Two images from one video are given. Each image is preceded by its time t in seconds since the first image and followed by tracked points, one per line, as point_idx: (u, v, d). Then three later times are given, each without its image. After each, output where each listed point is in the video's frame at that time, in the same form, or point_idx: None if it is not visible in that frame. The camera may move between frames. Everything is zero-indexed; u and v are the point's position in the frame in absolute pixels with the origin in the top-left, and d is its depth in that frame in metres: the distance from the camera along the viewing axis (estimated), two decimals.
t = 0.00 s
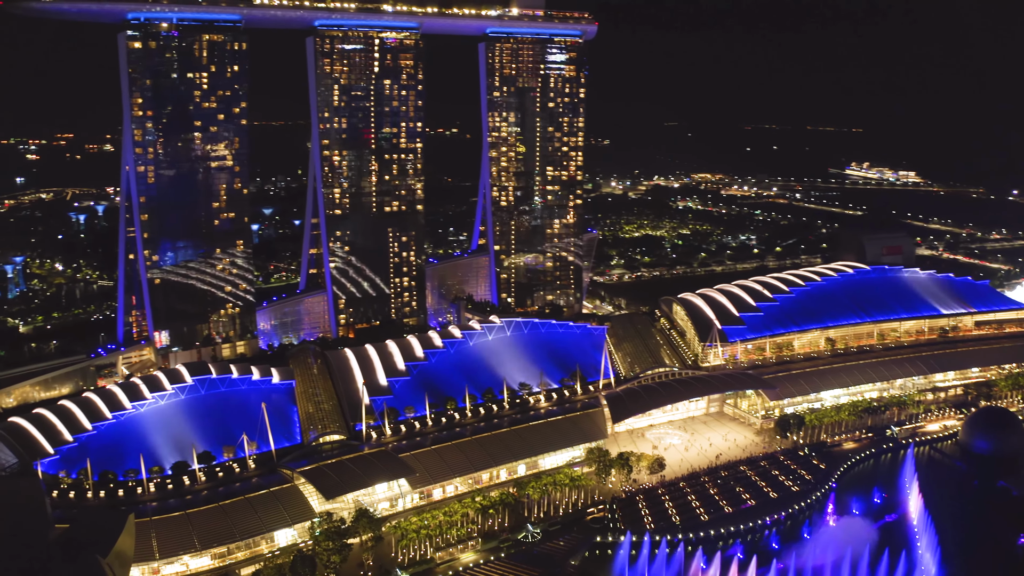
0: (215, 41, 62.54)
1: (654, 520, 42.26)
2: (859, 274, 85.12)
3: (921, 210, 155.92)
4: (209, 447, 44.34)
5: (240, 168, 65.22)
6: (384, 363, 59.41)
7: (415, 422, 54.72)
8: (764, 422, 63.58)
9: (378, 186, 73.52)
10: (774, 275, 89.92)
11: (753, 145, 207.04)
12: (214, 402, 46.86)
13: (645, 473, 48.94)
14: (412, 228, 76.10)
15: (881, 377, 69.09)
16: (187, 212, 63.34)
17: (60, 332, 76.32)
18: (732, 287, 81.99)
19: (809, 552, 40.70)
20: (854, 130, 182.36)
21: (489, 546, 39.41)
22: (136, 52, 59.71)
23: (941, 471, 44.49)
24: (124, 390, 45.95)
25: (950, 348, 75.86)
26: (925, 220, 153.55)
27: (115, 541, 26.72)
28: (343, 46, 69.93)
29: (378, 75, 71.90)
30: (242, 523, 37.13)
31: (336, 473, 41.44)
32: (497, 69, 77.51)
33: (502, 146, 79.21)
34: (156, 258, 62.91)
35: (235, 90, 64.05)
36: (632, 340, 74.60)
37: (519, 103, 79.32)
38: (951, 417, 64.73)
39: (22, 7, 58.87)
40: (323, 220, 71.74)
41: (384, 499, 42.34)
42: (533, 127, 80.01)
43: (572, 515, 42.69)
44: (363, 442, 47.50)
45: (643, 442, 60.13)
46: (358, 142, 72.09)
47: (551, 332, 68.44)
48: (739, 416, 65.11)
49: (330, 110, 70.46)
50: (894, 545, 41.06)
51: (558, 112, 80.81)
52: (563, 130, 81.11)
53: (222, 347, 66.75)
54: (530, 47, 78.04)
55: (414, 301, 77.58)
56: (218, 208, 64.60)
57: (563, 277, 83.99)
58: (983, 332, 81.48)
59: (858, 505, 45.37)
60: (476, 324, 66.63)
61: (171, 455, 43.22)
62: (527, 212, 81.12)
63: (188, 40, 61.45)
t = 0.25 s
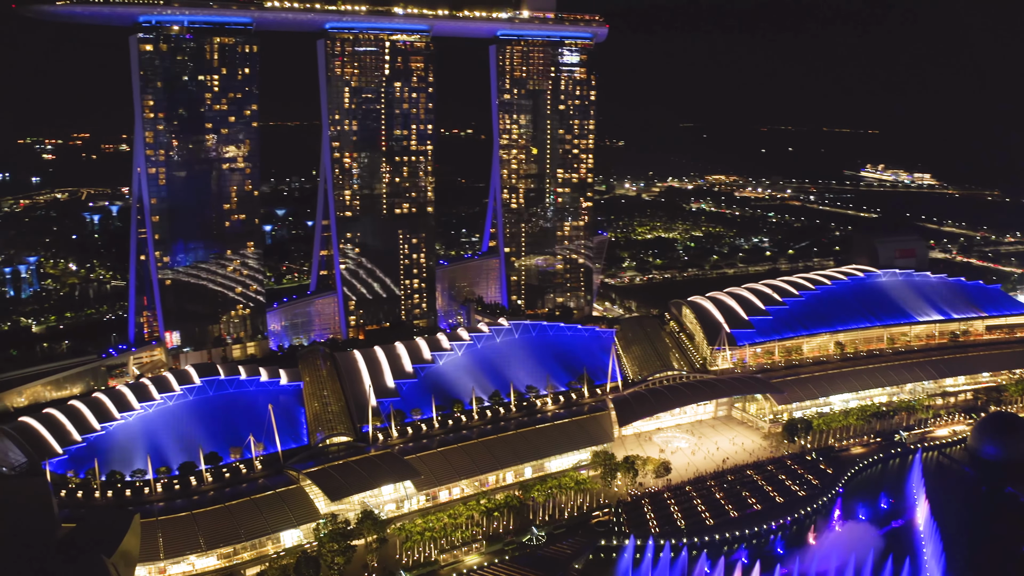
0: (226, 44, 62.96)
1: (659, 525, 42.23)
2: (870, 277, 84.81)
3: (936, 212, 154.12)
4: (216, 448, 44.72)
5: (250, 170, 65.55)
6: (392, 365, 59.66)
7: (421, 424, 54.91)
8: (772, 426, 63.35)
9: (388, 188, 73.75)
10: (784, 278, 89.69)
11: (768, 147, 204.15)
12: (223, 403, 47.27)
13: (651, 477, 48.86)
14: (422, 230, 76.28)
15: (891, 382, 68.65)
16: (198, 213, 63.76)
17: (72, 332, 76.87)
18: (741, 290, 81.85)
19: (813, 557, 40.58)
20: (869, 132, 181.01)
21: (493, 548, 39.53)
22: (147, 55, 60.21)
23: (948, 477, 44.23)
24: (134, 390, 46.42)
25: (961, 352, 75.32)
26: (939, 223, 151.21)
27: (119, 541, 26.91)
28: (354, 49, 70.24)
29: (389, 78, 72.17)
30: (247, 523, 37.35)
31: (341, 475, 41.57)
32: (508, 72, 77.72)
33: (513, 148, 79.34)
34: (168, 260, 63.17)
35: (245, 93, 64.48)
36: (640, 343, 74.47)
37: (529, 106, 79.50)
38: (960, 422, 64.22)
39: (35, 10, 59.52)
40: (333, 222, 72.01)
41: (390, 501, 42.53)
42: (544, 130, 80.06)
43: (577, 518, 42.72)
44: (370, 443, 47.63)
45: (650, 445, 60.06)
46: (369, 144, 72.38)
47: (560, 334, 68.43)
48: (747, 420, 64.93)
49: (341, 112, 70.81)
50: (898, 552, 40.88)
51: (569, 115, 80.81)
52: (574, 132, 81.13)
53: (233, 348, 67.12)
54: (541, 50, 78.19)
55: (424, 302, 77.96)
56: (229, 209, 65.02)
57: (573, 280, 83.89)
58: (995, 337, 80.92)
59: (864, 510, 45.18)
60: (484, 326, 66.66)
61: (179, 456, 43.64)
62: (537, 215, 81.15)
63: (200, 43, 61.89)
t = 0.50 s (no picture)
0: (237, 46, 63.44)
1: (664, 529, 42.22)
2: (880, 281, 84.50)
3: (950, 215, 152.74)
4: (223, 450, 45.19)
5: (260, 172, 65.90)
6: (400, 367, 59.85)
7: (428, 426, 55.08)
8: (780, 430, 63.15)
9: (398, 190, 74.12)
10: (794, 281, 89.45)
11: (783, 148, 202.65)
12: (231, 404, 47.47)
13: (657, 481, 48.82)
14: (432, 232, 76.52)
15: (901, 387, 68.26)
16: (209, 214, 64.21)
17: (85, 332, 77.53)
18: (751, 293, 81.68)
19: (818, 563, 40.46)
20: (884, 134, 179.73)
21: (498, 551, 39.68)
22: (158, 57, 60.69)
23: (962, 503, 43.25)
24: (143, 391, 46.93)
25: (972, 356, 74.88)
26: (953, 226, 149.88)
27: (125, 540, 27.17)
28: (365, 51, 70.59)
29: (399, 81, 72.49)
30: (252, 524, 37.62)
31: (346, 477, 41.83)
32: (518, 75, 77.90)
33: (523, 151, 79.48)
34: (179, 261, 63.58)
35: (256, 95, 64.92)
36: (649, 346, 74.38)
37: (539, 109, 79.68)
38: (969, 427, 63.81)
39: (47, 13, 60.12)
40: (343, 224, 72.33)
41: (397, 502, 42.73)
42: (554, 132, 80.17)
43: (582, 521, 42.76)
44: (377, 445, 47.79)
45: (657, 449, 60.03)
46: (380, 147, 72.74)
47: (567, 337, 68.51)
48: (755, 423, 64.75)
49: (352, 115, 71.22)
50: (904, 558, 40.67)
51: (579, 117, 80.87)
52: (584, 135, 81.17)
53: (243, 348, 67.57)
54: (551, 53, 78.37)
55: (434, 304, 78.09)
56: (240, 211, 65.48)
57: (583, 282, 83.86)
58: (1006, 341, 80.44)
59: (870, 516, 45.02)
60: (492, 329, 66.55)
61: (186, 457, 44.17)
62: (547, 217, 81.23)
63: (211, 46, 62.39)
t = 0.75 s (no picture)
0: (248, 49, 63.83)
1: (669, 533, 42.17)
2: (890, 285, 84.17)
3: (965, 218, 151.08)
4: (231, 450, 45.40)
5: (271, 174, 66.29)
6: (408, 369, 60.09)
7: (435, 428, 55.22)
8: (788, 434, 62.93)
9: (409, 192, 74.34)
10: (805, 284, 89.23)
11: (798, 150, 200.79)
12: (240, 406, 47.96)
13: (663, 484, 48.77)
14: (442, 235, 76.71)
15: (911, 391, 67.79)
16: (220, 217, 64.67)
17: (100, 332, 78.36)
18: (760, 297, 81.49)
19: (823, 569, 40.30)
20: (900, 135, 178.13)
21: (502, 554, 39.77)
22: (169, 60, 61.19)
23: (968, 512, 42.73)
24: (151, 393, 47.55)
25: (982, 361, 74.36)
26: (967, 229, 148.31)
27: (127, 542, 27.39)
28: (375, 54, 70.85)
29: (410, 84, 72.67)
30: (258, 525, 37.79)
31: (352, 479, 42.02)
32: (528, 77, 77.97)
33: (533, 153, 79.54)
34: (191, 262, 64.11)
35: (267, 98, 65.25)
36: (657, 350, 74.24)
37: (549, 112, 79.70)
38: (979, 432, 63.36)
39: (59, 16, 60.57)
40: (354, 226, 72.68)
41: (403, 504, 42.85)
42: (564, 135, 80.16)
43: (587, 525, 42.77)
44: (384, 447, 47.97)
45: (663, 453, 59.96)
46: (391, 149, 72.97)
47: (575, 340, 68.60)
48: (763, 427, 64.57)
49: (362, 117, 71.51)
50: (910, 566, 40.41)
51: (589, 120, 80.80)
52: (595, 137, 81.11)
53: (253, 349, 68.12)
54: (562, 56, 78.36)
55: (444, 306, 78.41)
56: (251, 213, 65.85)
57: (593, 284, 83.80)
58: (1018, 346, 79.81)
59: (877, 522, 44.78)
60: (500, 332, 66.84)
61: (194, 457, 44.32)
62: (557, 220, 81.25)
63: (222, 49, 62.81)
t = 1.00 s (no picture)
0: (258, 52, 64.21)
1: (674, 537, 42.17)
2: (901, 288, 83.84)
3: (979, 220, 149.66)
4: (238, 451, 45.81)
5: (281, 176, 66.65)
6: (415, 371, 60.28)
7: (441, 431, 55.36)
8: (795, 438, 62.74)
9: (420, 194, 74.60)
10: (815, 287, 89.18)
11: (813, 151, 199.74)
12: (247, 406, 48.27)
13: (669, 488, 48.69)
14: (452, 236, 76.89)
15: (921, 396, 67.39)
16: (231, 218, 65.14)
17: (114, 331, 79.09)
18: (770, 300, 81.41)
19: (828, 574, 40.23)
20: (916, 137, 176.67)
21: (507, 556, 39.88)
22: (180, 63, 61.70)
23: (976, 522, 42.28)
24: (161, 393, 47.89)
25: (992, 366, 73.92)
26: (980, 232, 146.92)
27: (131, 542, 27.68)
28: (386, 57, 71.12)
29: (420, 86, 72.88)
30: (262, 526, 38.04)
31: (357, 480, 42.22)
32: (538, 80, 78.03)
33: (543, 155, 79.63)
34: (202, 264, 64.86)
35: (277, 100, 65.64)
36: (666, 353, 74.12)
37: (560, 114, 79.75)
38: (988, 438, 62.98)
39: (71, 19, 61.17)
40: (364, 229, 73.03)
41: (409, 506, 43.00)
42: (574, 138, 80.19)
43: (593, 528, 42.81)
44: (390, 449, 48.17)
45: (670, 456, 59.87)
46: (401, 151, 73.24)
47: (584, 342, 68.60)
48: (771, 431, 64.37)
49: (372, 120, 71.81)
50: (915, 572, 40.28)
51: (600, 122, 80.73)
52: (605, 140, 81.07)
53: (263, 350, 68.41)
54: (572, 58, 78.30)
55: (454, 308, 78.21)
56: (261, 215, 66.27)
57: (603, 286, 83.71)
58: None
59: (884, 527, 44.64)
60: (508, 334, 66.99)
61: (201, 457, 44.79)
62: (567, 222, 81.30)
63: (233, 52, 63.24)
